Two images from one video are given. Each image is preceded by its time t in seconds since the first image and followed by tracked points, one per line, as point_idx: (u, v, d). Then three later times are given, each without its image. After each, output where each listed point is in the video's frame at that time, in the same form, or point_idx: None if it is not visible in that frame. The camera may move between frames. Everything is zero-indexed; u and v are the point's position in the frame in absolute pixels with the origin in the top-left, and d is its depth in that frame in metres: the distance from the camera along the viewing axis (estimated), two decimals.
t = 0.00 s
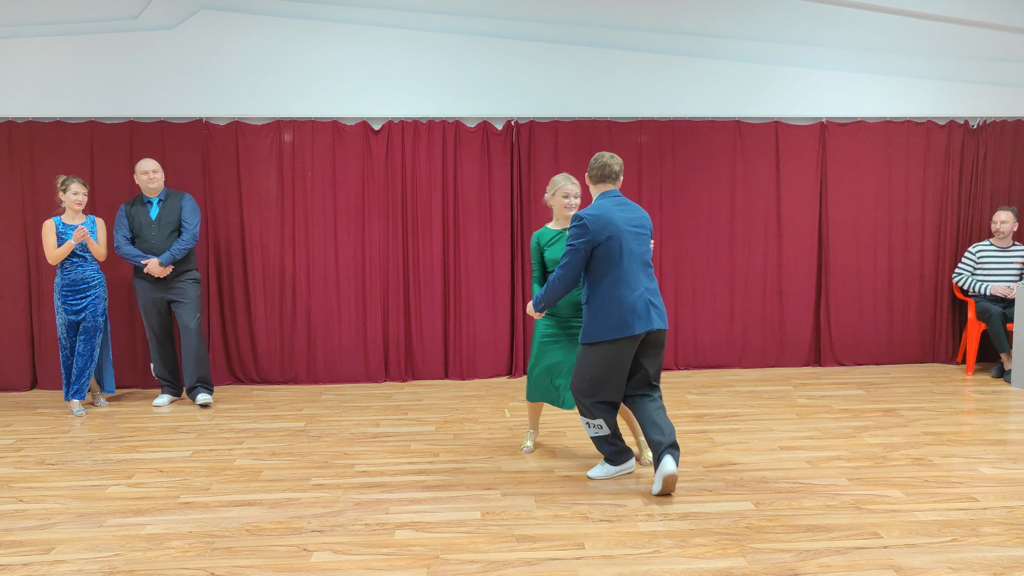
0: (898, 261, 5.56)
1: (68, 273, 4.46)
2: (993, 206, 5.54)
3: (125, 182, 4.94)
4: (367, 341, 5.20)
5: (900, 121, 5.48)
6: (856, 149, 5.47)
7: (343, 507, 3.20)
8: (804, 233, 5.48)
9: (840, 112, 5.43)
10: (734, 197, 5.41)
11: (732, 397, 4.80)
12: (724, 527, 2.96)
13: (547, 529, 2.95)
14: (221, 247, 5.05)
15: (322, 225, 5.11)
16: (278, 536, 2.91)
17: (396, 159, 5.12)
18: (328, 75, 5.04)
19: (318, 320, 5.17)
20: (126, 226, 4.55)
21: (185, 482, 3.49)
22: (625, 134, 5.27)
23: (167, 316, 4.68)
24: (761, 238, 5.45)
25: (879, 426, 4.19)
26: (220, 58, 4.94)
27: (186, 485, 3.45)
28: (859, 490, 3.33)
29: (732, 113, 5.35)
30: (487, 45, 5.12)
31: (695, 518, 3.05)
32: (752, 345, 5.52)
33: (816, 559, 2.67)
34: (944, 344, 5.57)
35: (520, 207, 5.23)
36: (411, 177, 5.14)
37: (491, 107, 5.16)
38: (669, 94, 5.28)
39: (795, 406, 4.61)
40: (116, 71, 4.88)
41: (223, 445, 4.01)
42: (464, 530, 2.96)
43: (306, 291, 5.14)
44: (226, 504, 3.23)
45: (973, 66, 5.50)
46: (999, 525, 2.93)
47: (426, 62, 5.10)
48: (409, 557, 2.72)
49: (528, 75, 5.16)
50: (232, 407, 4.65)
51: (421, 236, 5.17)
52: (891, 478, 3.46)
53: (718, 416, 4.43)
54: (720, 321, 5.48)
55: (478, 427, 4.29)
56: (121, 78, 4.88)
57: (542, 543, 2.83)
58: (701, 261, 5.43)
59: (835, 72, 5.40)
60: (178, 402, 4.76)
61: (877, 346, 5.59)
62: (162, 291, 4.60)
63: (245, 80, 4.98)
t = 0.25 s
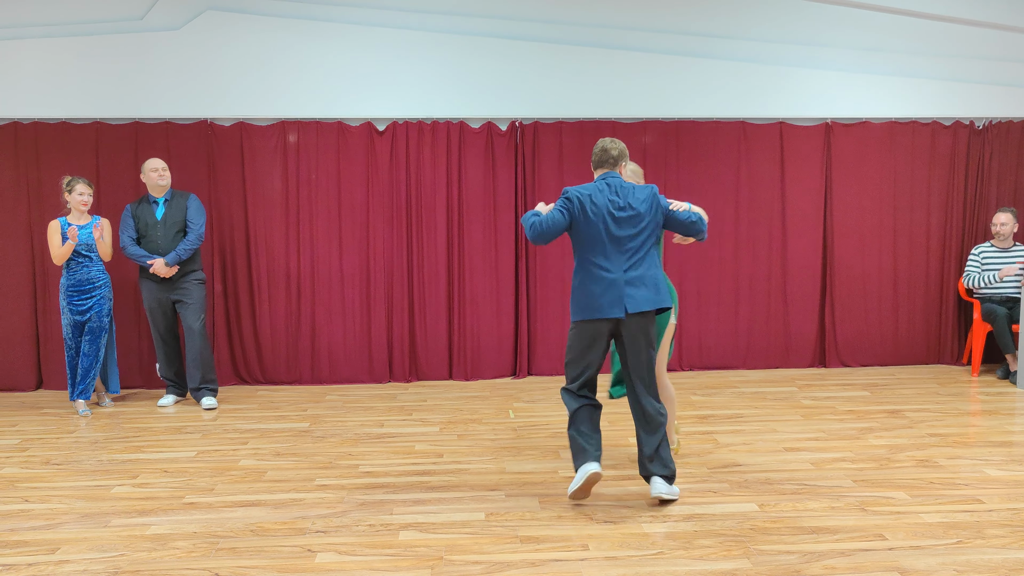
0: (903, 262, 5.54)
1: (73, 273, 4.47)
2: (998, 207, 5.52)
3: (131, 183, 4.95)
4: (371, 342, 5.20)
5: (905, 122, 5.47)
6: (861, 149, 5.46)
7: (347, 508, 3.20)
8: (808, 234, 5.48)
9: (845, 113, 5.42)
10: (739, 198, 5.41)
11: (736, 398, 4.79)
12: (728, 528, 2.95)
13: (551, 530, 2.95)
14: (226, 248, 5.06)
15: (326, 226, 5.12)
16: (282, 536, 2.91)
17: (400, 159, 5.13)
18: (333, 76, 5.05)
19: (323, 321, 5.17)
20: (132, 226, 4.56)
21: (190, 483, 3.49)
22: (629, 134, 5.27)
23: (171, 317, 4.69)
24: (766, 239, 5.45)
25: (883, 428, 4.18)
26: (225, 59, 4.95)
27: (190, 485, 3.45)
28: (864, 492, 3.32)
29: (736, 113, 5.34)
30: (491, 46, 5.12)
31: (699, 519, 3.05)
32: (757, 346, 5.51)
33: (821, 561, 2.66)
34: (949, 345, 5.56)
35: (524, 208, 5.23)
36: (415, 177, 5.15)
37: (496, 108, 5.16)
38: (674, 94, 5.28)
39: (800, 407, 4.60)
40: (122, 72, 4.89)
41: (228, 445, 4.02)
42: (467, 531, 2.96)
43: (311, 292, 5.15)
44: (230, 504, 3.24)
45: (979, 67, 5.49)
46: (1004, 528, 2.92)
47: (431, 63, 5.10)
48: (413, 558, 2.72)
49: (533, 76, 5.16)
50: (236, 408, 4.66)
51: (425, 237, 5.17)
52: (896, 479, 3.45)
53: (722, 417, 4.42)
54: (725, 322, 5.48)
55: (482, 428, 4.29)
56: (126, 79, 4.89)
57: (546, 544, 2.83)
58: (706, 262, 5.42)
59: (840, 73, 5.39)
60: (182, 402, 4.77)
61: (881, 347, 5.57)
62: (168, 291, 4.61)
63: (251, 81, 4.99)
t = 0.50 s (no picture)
0: (907, 262, 5.53)
1: (77, 273, 4.48)
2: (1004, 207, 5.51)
3: (135, 183, 4.96)
4: (375, 342, 5.20)
5: (909, 122, 5.46)
6: (866, 149, 5.45)
7: (350, 508, 3.20)
8: (812, 234, 5.47)
9: (849, 113, 5.41)
10: (743, 198, 5.40)
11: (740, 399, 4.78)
12: (732, 529, 2.95)
13: (555, 531, 2.95)
14: (230, 247, 5.06)
15: (330, 226, 5.12)
16: (286, 536, 2.91)
17: (404, 159, 5.13)
18: (337, 76, 5.05)
19: (327, 321, 5.17)
20: (137, 226, 4.57)
21: (193, 483, 3.49)
22: (633, 134, 5.27)
23: (175, 317, 4.69)
24: (770, 239, 5.44)
25: (887, 429, 4.17)
26: (228, 59, 4.95)
27: (194, 485, 3.46)
28: (868, 493, 3.32)
29: (741, 114, 5.33)
30: (495, 45, 5.12)
31: (703, 520, 3.05)
32: (760, 347, 5.50)
33: (825, 562, 2.66)
34: (954, 345, 5.55)
35: (528, 208, 5.23)
36: (419, 177, 5.15)
37: (500, 108, 5.16)
38: (677, 95, 5.27)
39: (803, 408, 4.59)
40: (126, 71, 4.89)
41: (231, 445, 4.02)
42: (471, 531, 2.96)
43: (315, 292, 5.15)
44: (234, 504, 3.24)
45: (984, 67, 5.47)
46: (1009, 529, 2.91)
47: (435, 63, 5.10)
48: (416, 559, 2.71)
49: (536, 76, 5.16)
50: (240, 408, 4.66)
51: (429, 237, 5.17)
52: (900, 480, 3.45)
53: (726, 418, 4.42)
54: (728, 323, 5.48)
55: (485, 429, 4.29)
56: (131, 79, 4.90)
57: (550, 544, 2.83)
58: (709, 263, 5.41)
59: (844, 73, 5.38)
60: (186, 402, 4.78)
61: (886, 347, 5.57)
62: (172, 291, 4.62)
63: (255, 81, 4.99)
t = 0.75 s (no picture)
0: (911, 262, 5.53)
1: (80, 273, 4.48)
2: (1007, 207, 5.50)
3: (138, 183, 4.97)
4: (377, 342, 5.20)
5: (913, 122, 5.46)
6: (869, 149, 5.44)
7: (353, 508, 3.20)
8: (815, 234, 5.46)
9: (852, 113, 5.41)
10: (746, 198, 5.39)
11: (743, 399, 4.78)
12: (736, 530, 2.94)
13: (558, 531, 2.94)
14: (233, 248, 5.07)
15: (333, 226, 5.12)
16: (289, 536, 2.91)
17: (407, 160, 5.13)
18: (340, 77, 5.05)
19: (330, 321, 5.18)
20: (140, 226, 4.58)
21: (196, 483, 3.49)
22: (636, 135, 5.27)
23: (178, 317, 4.70)
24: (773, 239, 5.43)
25: (891, 429, 4.16)
26: (231, 60, 4.96)
27: (197, 485, 3.46)
28: (871, 493, 3.31)
29: (744, 114, 5.33)
30: (498, 46, 5.12)
31: (706, 520, 3.04)
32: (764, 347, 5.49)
33: (829, 563, 2.65)
34: (957, 345, 5.54)
35: (530, 208, 5.23)
36: (422, 177, 5.15)
37: (503, 108, 5.16)
38: (680, 95, 5.27)
39: (807, 409, 4.58)
40: (130, 71, 4.90)
41: (234, 445, 4.02)
42: (474, 531, 2.96)
43: (318, 292, 5.15)
44: (237, 504, 3.24)
45: (988, 67, 5.46)
46: (1013, 530, 2.90)
47: (438, 64, 5.10)
48: (419, 559, 2.71)
49: (538, 76, 5.16)
50: (242, 408, 4.66)
51: (431, 237, 5.17)
52: (904, 481, 3.44)
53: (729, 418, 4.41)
54: (731, 323, 5.47)
55: (488, 429, 4.29)
56: (134, 79, 4.90)
57: (553, 545, 2.83)
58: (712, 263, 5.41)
59: (847, 73, 5.38)
60: (189, 402, 4.78)
61: (889, 348, 5.56)
62: (175, 291, 4.62)
63: (258, 81, 4.99)
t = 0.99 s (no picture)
0: (914, 262, 5.52)
1: (83, 273, 4.49)
2: (1011, 205, 5.49)
3: (140, 183, 4.97)
4: (380, 341, 5.20)
5: (916, 121, 5.45)
6: (872, 149, 5.43)
7: (355, 507, 3.20)
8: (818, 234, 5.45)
9: (855, 113, 5.40)
10: (748, 198, 5.39)
11: (745, 399, 4.77)
12: (739, 529, 2.94)
13: (561, 531, 2.94)
14: (235, 247, 5.07)
15: (335, 225, 5.12)
16: (292, 535, 2.91)
17: (409, 159, 5.13)
18: (342, 76, 5.05)
19: (332, 320, 5.18)
20: (143, 226, 4.59)
21: (198, 482, 3.49)
22: (638, 135, 5.27)
23: (182, 316, 4.70)
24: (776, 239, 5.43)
25: (894, 429, 4.16)
26: (233, 60, 4.96)
27: (199, 484, 3.45)
28: (875, 493, 3.30)
29: (746, 113, 5.32)
30: (500, 45, 5.12)
31: (709, 520, 3.04)
32: (766, 347, 5.49)
33: (832, 562, 2.65)
34: (960, 345, 5.53)
35: (533, 208, 5.23)
36: (424, 177, 5.15)
37: (505, 108, 5.16)
38: (682, 94, 5.26)
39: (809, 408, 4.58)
40: (132, 71, 4.90)
41: (237, 444, 4.02)
42: (476, 530, 2.96)
43: (320, 291, 5.15)
44: (239, 504, 3.24)
45: (991, 67, 5.45)
46: (1018, 530, 2.89)
47: (440, 64, 5.10)
48: (422, 558, 2.71)
49: (541, 76, 5.15)
50: (245, 407, 4.66)
51: (434, 236, 5.17)
52: (907, 481, 3.44)
53: (732, 418, 4.41)
54: (734, 323, 5.47)
55: (490, 428, 4.29)
56: (137, 79, 4.90)
57: (555, 544, 2.82)
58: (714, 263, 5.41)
59: (850, 73, 5.37)
60: (192, 401, 4.78)
61: (892, 347, 5.55)
62: (178, 290, 4.62)
63: (260, 80, 4.99)
